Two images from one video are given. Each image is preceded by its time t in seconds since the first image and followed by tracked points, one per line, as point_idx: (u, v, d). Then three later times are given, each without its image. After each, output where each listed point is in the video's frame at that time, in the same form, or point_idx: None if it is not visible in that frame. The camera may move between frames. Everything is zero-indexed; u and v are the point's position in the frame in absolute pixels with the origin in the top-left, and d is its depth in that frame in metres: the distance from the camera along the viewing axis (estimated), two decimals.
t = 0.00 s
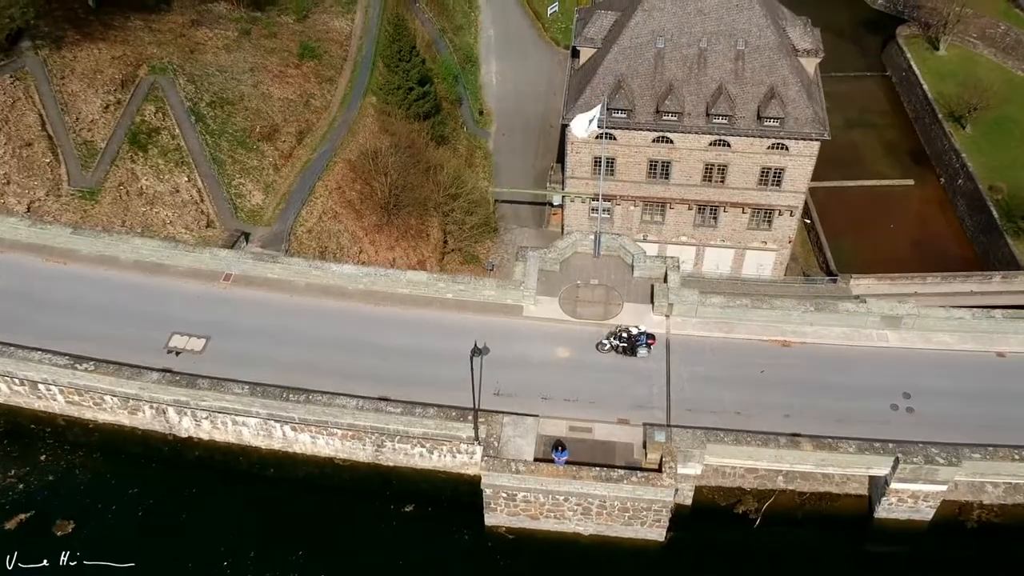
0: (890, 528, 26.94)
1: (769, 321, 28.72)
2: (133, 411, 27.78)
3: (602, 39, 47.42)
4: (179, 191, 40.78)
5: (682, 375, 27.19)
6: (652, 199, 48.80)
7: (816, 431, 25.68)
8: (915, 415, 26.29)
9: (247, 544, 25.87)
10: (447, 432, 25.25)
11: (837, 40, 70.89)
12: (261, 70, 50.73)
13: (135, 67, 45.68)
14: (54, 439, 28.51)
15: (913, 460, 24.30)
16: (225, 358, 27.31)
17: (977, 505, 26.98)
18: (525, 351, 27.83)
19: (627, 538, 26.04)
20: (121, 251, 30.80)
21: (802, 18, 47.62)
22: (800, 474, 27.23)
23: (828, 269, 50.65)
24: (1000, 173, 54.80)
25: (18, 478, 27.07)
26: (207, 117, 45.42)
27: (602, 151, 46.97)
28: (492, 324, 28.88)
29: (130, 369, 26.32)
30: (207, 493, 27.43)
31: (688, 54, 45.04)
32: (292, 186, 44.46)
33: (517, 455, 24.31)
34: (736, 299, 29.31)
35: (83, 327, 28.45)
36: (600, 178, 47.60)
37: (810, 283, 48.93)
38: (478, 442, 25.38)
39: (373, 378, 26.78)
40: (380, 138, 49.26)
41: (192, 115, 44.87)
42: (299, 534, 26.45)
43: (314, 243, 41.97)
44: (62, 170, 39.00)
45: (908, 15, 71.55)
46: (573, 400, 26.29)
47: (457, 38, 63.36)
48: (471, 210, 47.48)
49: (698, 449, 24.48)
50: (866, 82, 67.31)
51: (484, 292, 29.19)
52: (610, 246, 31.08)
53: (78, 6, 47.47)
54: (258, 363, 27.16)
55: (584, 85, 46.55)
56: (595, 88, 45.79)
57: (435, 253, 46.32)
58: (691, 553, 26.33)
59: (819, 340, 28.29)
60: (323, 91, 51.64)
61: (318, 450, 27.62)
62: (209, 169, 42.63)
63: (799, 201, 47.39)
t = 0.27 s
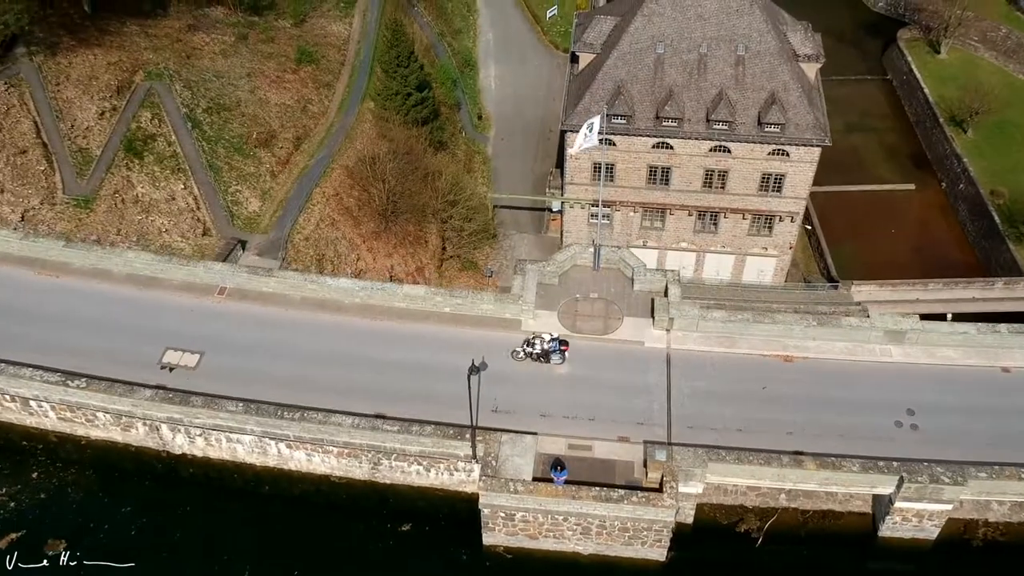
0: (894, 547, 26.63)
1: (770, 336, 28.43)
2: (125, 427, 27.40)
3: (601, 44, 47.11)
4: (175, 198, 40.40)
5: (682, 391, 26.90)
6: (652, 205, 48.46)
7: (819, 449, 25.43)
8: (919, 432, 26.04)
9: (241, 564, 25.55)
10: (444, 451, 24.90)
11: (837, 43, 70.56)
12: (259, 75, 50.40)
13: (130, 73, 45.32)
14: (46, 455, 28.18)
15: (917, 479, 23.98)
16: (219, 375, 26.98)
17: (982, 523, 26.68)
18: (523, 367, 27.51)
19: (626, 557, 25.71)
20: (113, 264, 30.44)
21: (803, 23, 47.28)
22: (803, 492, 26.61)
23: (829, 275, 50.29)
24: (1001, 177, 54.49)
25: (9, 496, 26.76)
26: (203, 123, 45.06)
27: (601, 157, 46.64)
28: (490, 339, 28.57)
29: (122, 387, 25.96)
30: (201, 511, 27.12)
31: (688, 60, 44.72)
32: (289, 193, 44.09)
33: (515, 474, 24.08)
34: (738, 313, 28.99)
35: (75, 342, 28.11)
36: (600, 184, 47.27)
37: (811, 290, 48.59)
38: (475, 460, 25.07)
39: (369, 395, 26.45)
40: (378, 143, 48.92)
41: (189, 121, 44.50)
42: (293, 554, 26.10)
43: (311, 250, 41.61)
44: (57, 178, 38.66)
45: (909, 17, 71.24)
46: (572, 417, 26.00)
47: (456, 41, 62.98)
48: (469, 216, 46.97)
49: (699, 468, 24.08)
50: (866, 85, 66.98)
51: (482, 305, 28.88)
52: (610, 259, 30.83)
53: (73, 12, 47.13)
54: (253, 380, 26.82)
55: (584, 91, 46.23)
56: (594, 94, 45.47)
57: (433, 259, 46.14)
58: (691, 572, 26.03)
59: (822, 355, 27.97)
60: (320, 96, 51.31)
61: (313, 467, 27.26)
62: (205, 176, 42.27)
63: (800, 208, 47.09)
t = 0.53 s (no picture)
0: (899, 567, 26.31)
1: (773, 351, 28.09)
2: (118, 444, 27.06)
3: (601, 49, 46.79)
4: (172, 206, 40.16)
5: (683, 408, 26.60)
6: (652, 211, 48.12)
7: (822, 468, 25.14)
8: (924, 450, 25.77)
9: None
10: (441, 470, 24.62)
11: (838, 46, 70.21)
12: (256, 81, 50.04)
13: (126, 79, 44.97)
14: (37, 473, 27.82)
15: (922, 500, 23.71)
16: (213, 392, 26.66)
17: (988, 542, 26.41)
18: (522, 383, 27.19)
19: None
20: (106, 277, 30.06)
21: (804, 28, 46.96)
22: (805, 511, 26.19)
23: (831, 282, 49.91)
24: (1003, 183, 54.18)
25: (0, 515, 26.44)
26: (200, 130, 44.73)
27: (601, 163, 46.31)
28: (488, 354, 28.24)
29: (115, 404, 25.62)
30: (195, 530, 26.79)
31: (689, 65, 44.41)
32: (286, 200, 43.81)
33: (513, 494, 23.74)
34: (740, 329, 28.65)
35: (68, 357, 27.76)
36: (600, 190, 46.93)
37: (812, 296, 48.28)
38: (473, 479, 24.78)
39: (365, 412, 26.15)
40: (376, 149, 48.60)
41: (186, 127, 44.22)
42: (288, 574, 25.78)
43: (309, 258, 41.32)
44: (52, 186, 38.37)
45: (910, 20, 70.93)
46: (572, 435, 25.69)
47: (455, 45, 62.57)
48: (468, 224, 47.15)
49: (700, 488, 23.81)
50: (868, 89, 66.65)
51: (480, 319, 28.58)
52: (610, 272, 30.54)
53: (69, 17, 46.72)
54: (248, 397, 26.50)
55: (583, 96, 45.89)
56: (594, 100, 45.15)
57: (431, 267, 45.95)
58: None
59: (825, 370, 27.65)
60: (318, 101, 50.97)
61: (309, 485, 26.96)
62: (202, 184, 41.99)
63: (801, 214, 46.77)
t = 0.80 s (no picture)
0: None
1: (774, 367, 27.86)
2: (111, 462, 26.83)
3: (600, 55, 46.52)
4: (168, 214, 39.85)
5: (684, 426, 26.35)
6: (652, 217, 47.78)
7: (825, 487, 24.86)
8: (928, 469, 25.52)
9: None
10: (439, 489, 24.42)
11: (839, 50, 69.92)
12: (253, 86, 49.69)
13: (123, 85, 44.65)
14: (29, 491, 27.48)
15: (928, 521, 23.45)
16: (207, 410, 26.40)
17: (994, 562, 26.06)
18: (521, 401, 26.94)
19: None
20: (98, 291, 29.73)
21: (805, 33, 46.66)
22: (808, 531, 25.79)
23: (833, 288, 49.52)
24: (1006, 188, 53.85)
25: None
26: (197, 136, 44.39)
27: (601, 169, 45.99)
28: (486, 370, 27.94)
29: (107, 422, 25.31)
30: (190, 549, 26.35)
31: (689, 71, 44.12)
32: (283, 207, 43.46)
33: (512, 515, 23.37)
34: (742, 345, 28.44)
35: (60, 374, 27.45)
36: (600, 197, 46.59)
37: (814, 303, 47.97)
38: (470, 499, 24.51)
39: (361, 431, 25.92)
40: (374, 156, 48.28)
41: (182, 134, 43.88)
42: None
43: (306, 266, 40.96)
44: (46, 195, 38.07)
45: (911, 24, 70.63)
46: (572, 454, 25.42)
47: (454, 49, 62.23)
48: (467, 230, 46.71)
49: (702, 509, 23.39)
50: (869, 93, 66.33)
51: (478, 335, 28.27)
52: (610, 286, 30.27)
53: (65, 23, 46.36)
54: (243, 414, 26.25)
55: (583, 102, 45.59)
56: (594, 106, 44.84)
57: (430, 274, 45.71)
58: None
59: (828, 387, 27.39)
60: (316, 107, 50.63)
61: (305, 503, 26.89)
62: (198, 192, 41.66)
63: (802, 221, 46.46)
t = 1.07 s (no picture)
0: None
1: (777, 384, 27.65)
2: (103, 480, 26.47)
3: (600, 60, 46.20)
4: (164, 222, 39.53)
5: (685, 443, 26.03)
6: (653, 224, 47.43)
7: (829, 507, 24.55)
8: (933, 488, 25.24)
9: None
10: (436, 510, 23.90)
11: (840, 53, 69.58)
12: (250, 91, 49.35)
13: (119, 91, 44.33)
14: (20, 509, 27.13)
15: (933, 542, 23.08)
16: (201, 429, 26.07)
17: None
18: (520, 418, 26.66)
19: None
20: (91, 305, 29.37)
21: (806, 38, 46.33)
22: (811, 550, 25.03)
23: (834, 295, 49.20)
24: (1008, 193, 53.51)
25: None
26: (193, 142, 44.08)
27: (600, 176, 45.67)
28: (484, 386, 27.66)
29: (99, 441, 24.98)
30: (183, 569, 26.07)
31: (689, 77, 43.80)
32: (281, 214, 43.14)
33: (510, 537, 23.09)
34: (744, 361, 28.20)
35: (52, 390, 27.08)
36: (599, 203, 46.22)
37: (815, 311, 47.70)
38: (468, 519, 24.14)
39: (357, 449, 25.56)
40: (372, 162, 47.99)
41: (179, 140, 43.57)
42: None
43: (304, 274, 40.63)
44: (41, 203, 37.75)
45: (913, 26, 70.29)
46: (571, 472, 25.10)
47: (453, 53, 61.86)
48: (466, 237, 46.52)
49: (705, 529, 22.96)
50: (870, 96, 65.98)
51: (476, 351, 27.99)
52: (610, 300, 29.98)
53: (60, 28, 46.03)
54: (237, 432, 25.96)
55: (583, 108, 45.25)
56: (593, 112, 44.50)
57: (428, 281, 45.78)
58: None
59: (832, 404, 27.11)
60: (314, 112, 50.31)
61: (300, 522, 26.47)
62: (194, 199, 41.35)
63: (804, 227, 46.13)
